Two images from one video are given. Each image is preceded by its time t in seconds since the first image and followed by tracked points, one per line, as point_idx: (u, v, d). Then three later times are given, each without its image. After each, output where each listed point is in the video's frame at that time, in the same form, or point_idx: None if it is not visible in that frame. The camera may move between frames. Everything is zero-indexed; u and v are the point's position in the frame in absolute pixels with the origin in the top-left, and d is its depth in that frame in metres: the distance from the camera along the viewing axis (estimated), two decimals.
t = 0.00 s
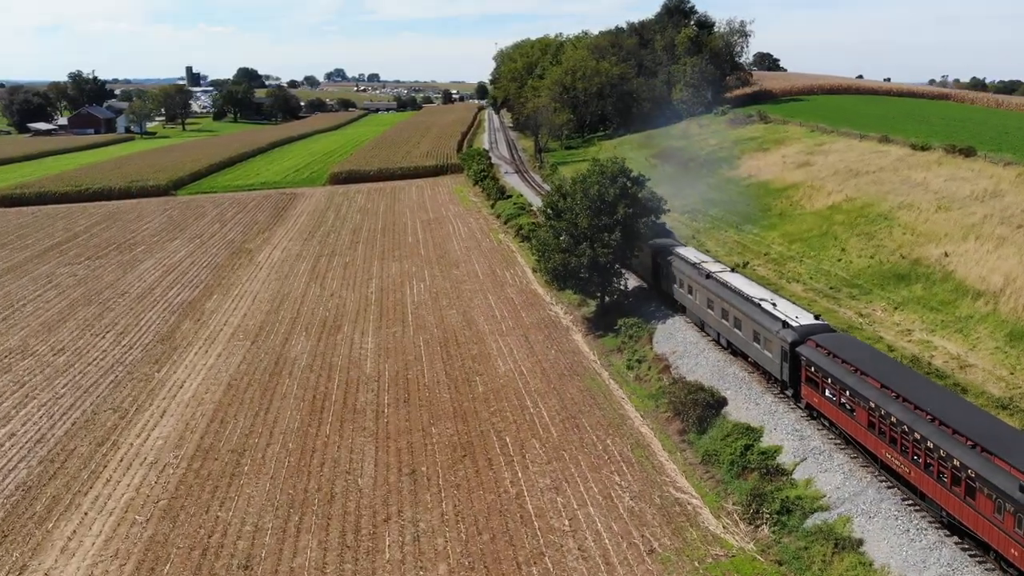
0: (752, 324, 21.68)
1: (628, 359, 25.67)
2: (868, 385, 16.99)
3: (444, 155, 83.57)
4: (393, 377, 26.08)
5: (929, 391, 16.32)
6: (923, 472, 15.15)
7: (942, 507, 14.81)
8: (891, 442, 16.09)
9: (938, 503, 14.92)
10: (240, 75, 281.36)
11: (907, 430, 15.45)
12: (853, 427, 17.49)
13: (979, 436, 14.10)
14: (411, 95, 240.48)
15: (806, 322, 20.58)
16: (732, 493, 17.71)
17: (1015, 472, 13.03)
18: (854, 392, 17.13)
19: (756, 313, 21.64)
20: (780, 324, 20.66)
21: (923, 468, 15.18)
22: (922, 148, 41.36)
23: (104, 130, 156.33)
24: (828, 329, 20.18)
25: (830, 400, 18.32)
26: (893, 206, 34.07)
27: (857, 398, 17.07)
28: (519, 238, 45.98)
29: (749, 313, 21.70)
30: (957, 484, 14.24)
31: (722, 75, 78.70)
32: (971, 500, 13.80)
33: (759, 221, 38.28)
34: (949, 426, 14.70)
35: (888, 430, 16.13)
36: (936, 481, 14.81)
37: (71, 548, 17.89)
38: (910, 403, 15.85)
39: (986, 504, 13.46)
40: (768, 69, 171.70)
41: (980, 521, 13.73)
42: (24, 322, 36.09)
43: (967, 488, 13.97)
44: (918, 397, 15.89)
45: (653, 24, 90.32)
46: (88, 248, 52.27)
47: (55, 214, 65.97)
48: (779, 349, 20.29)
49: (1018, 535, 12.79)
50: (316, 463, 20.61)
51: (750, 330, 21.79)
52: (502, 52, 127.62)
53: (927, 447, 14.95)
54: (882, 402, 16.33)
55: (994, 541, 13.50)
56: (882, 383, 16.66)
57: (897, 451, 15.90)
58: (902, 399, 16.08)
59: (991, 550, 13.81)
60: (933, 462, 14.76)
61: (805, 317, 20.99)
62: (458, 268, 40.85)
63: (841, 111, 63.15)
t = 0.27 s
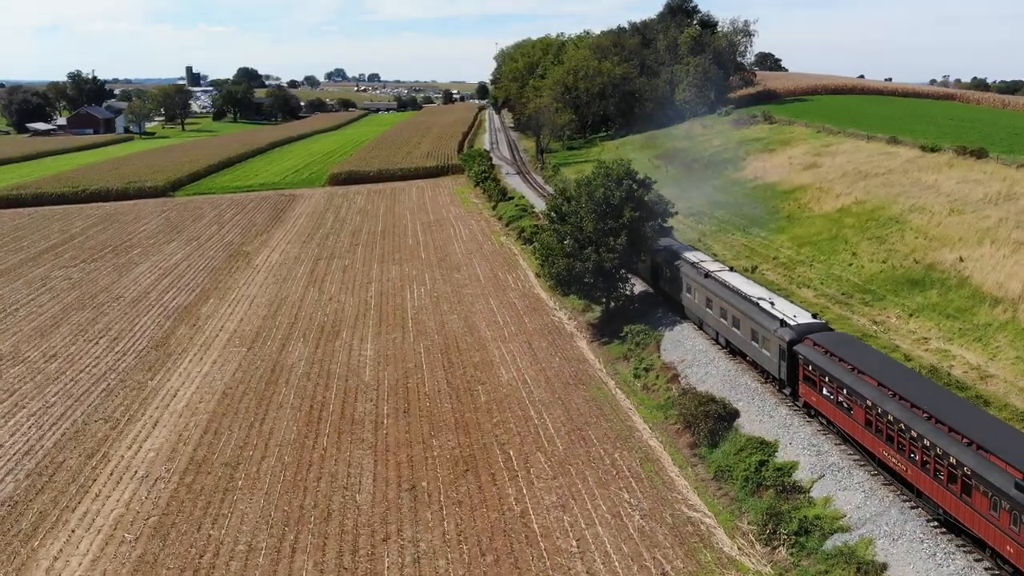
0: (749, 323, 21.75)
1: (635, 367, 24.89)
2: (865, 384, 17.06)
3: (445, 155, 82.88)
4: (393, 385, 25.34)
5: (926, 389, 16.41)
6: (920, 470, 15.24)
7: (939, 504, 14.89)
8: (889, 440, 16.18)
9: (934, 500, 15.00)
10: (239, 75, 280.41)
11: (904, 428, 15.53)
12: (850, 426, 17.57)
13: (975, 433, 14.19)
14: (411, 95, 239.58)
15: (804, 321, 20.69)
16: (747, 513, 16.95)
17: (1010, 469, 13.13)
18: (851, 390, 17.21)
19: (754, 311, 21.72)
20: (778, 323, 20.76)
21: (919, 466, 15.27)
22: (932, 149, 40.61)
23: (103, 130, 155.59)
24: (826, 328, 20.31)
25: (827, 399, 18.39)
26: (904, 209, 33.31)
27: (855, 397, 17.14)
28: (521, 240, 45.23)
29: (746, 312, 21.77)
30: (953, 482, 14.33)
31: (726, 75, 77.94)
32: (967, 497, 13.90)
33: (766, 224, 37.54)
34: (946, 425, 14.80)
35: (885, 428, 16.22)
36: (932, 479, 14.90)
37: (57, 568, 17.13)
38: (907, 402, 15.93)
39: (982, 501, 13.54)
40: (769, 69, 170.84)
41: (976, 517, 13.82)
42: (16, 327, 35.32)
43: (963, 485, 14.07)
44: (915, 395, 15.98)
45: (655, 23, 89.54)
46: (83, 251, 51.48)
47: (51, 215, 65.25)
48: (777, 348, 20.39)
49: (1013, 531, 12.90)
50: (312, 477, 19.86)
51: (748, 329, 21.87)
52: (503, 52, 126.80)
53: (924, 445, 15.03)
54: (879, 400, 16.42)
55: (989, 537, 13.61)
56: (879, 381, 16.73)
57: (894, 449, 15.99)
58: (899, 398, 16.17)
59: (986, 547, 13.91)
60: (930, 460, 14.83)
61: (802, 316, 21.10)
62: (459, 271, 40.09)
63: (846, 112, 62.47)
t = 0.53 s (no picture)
0: (747, 321, 21.63)
1: (642, 376, 24.05)
2: (862, 381, 17.02)
3: (445, 156, 82.04)
4: (392, 396, 24.50)
5: (922, 386, 16.39)
6: (916, 467, 15.24)
7: (934, 501, 14.91)
8: (885, 437, 16.17)
9: (931, 497, 15.00)
10: (239, 75, 279.36)
11: (901, 425, 15.50)
12: (846, 423, 17.55)
13: (971, 431, 14.18)
14: (411, 95, 238.50)
15: (801, 319, 20.63)
16: (765, 534, 16.18)
17: (1006, 466, 13.16)
18: (847, 387, 17.17)
19: (751, 310, 21.66)
20: (776, 321, 20.67)
21: (915, 463, 15.28)
22: (942, 150, 39.80)
23: (102, 130, 154.75)
24: (823, 326, 20.26)
25: (823, 396, 18.36)
26: (916, 212, 32.50)
27: (851, 394, 17.11)
28: (523, 243, 44.38)
29: (744, 310, 21.70)
30: (950, 479, 14.34)
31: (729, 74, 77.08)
32: (963, 493, 13.92)
33: (774, 227, 36.76)
34: (942, 421, 14.80)
35: (881, 425, 16.20)
36: (929, 476, 14.91)
37: None
38: (903, 399, 15.91)
39: (978, 498, 13.55)
40: (771, 69, 169.80)
41: (972, 514, 13.84)
42: (7, 333, 34.51)
43: (959, 482, 14.07)
44: (911, 392, 15.96)
45: (658, 23, 88.68)
46: (78, 253, 50.63)
47: (47, 217, 64.45)
48: (774, 346, 20.31)
49: (1009, 528, 12.93)
50: (308, 494, 19.05)
51: (745, 327, 21.75)
52: (504, 52, 125.87)
53: (920, 442, 15.03)
54: (875, 397, 16.40)
55: (985, 534, 13.64)
56: (876, 379, 16.70)
57: (890, 445, 15.98)
58: (895, 395, 16.15)
59: (981, 544, 13.94)
60: (926, 457, 14.84)
61: (799, 315, 21.04)
62: (461, 275, 39.25)
63: (852, 112, 61.66)
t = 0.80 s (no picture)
0: (745, 320, 21.68)
1: (650, 386, 23.21)
2: (858, 379, 17.03)
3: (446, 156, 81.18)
4: (391, 406, 23.61)
5: (920, 384, 16.36)
6: (912, 465, 15.23)
7: (930, 499, 14.92)
8: (881, 435, 16.19)
9: (926, 495, 15.01)
10: (239, 76, 278.20)
11: (897, 423, 15.52)
12: (843, 421, 17.56)
13: (966, 428, 14.17)
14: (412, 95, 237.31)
15: (799, 319, 20.65)
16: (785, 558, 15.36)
17: (1000, 463, 13.12)
18: (844, 386, 17.20)
19: (749, 309, 21.67)
20: (773, 321, 20.65)
21: (912, 461, 15.27)
22: (953, 151, 38.97)
23: (101, 130, 154.00)
24: (821, 325, 20.22)
25: (822, 395, 18.38)
26: (929, 215, 31.66)
27: (849, 392, 17.14)
28: (525, 246, 43.55)
29: (741, 310, 21.73)
30: (945, 476, 14.35)
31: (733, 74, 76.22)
32: (958, 491, 13.90)
33: (782, 230, 35.95)
34: (937, 419, 14.77)
35: (878, 423, 16.21)
36: (925, 474, 14.89)
37: None
38: (900, 397, 15.90)
39: (972, 495, 13.55)
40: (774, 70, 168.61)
41: (966, 511, 13.85)
42: None
43: (954, 479, 14.09)
44: (907, 390, 15.95)
45: (661, 22, 87.82)
46: (72, 256, 49.74)
47: (42, 218, 63.66)
48: (772, 346, 20.34)
49: (1003, 525, 12.89)
50: (302, 513, 18.21)
51: (744, 327, 21.76)
52: (504, 52, 125.12)
53: (916, 439, 15.03)
54: (871, 396, 16.41)
55: (979, 531, 13.60)
56: (873, 377, 16.71)
57: (887, 444, 15.99)
58: (892, 393, 16.15)
59: (976, 541, 13.89)
60: (922, 455, 14.86)
61: (798, 315, 20.99)
62: (461, 279, 38.41)
63: (858, 112, 60.79)
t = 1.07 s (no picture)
0: (743, 320, 21.59)
1: (659, 397, 22.35)
2: (855, 378, 17.03)
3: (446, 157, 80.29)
4: (389, 418, 22.69)
5: (916, 383, 16.39)
6: (908, 464, 15.26)
7: (926, 498, 14.96)
8: (877, 434, 16.22)
9: (922, 493, 15.03)
10: (239, 76, 277.30)
11: (893, 422, 15.55)
12: (840, 420, 17.57)
13: (961, 427, 14.20)
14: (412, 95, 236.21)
15: (796, 318, 20.58)
16: None
17: (995, 462, 13.16)
18: (840, 385, 17.22)
19: (746, 308, 21.61)
20: (770, 319, 20.62)
21: (908, 459, 15.31)
22: (965, 153, 38.10)
23: (100, 130, 153.24)
24: (818, 324, 20.20)
25: (818, 394, 18.39)
26: (942, 218, 30.81)
27: (844, 391, 17.17)
28: (527, 249, 42.74)
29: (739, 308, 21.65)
30: (940, 475, 14.39)
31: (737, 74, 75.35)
32: (954, 490, 13.94)
33: (791, 234, 35.11)
34: (933, 419, 14.79)
35: (873, 422, 16.25)
36: (921, 472, 14.93)
37: None
38: (895, 396, 15.94)
39: (968, 494, 13.60)
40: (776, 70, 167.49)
41: (962, 510, 13.89)
42: None
43: (949, 478, 14.13)
44: (903, 389, 15.99)
45: (663, 21, 86.93)
46: (66, 259, 48.88)
47: (38, 220, 62.82)
48: (769, 345, 20.33)
49: (998, 524, 12.93)
50: (296, 534, 17.35)
51: (741, 326, 21.72)
52: (505, 51, 124.28)
53: (912, 438, 15.07)
54: (867, 394, 16.43)
55: (975, 530, 13.65)
56: (868, 376, 16.73)
57: (883, 442, 16.03)
58: (887, 392, 16.18)
59: (972, 540, 13.93)
60: (918, 454, 14.89)
61: (795, 313, 20.97)
62: (462, 284, 37.56)
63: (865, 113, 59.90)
